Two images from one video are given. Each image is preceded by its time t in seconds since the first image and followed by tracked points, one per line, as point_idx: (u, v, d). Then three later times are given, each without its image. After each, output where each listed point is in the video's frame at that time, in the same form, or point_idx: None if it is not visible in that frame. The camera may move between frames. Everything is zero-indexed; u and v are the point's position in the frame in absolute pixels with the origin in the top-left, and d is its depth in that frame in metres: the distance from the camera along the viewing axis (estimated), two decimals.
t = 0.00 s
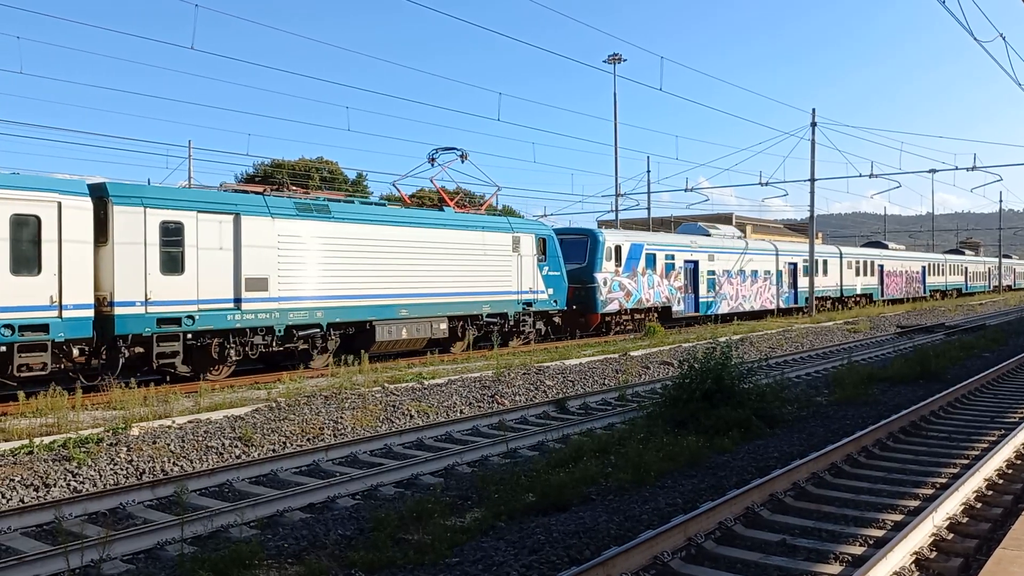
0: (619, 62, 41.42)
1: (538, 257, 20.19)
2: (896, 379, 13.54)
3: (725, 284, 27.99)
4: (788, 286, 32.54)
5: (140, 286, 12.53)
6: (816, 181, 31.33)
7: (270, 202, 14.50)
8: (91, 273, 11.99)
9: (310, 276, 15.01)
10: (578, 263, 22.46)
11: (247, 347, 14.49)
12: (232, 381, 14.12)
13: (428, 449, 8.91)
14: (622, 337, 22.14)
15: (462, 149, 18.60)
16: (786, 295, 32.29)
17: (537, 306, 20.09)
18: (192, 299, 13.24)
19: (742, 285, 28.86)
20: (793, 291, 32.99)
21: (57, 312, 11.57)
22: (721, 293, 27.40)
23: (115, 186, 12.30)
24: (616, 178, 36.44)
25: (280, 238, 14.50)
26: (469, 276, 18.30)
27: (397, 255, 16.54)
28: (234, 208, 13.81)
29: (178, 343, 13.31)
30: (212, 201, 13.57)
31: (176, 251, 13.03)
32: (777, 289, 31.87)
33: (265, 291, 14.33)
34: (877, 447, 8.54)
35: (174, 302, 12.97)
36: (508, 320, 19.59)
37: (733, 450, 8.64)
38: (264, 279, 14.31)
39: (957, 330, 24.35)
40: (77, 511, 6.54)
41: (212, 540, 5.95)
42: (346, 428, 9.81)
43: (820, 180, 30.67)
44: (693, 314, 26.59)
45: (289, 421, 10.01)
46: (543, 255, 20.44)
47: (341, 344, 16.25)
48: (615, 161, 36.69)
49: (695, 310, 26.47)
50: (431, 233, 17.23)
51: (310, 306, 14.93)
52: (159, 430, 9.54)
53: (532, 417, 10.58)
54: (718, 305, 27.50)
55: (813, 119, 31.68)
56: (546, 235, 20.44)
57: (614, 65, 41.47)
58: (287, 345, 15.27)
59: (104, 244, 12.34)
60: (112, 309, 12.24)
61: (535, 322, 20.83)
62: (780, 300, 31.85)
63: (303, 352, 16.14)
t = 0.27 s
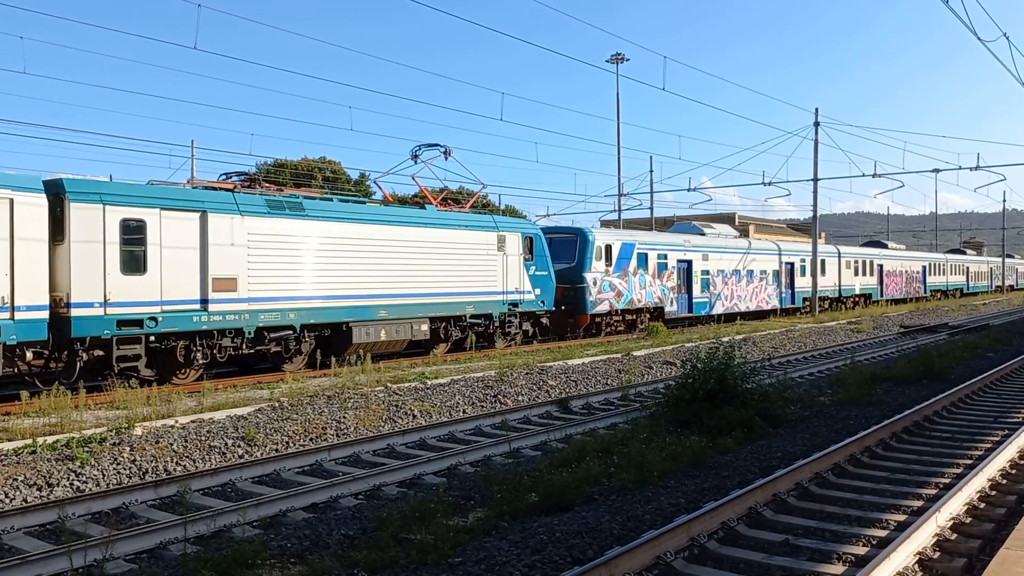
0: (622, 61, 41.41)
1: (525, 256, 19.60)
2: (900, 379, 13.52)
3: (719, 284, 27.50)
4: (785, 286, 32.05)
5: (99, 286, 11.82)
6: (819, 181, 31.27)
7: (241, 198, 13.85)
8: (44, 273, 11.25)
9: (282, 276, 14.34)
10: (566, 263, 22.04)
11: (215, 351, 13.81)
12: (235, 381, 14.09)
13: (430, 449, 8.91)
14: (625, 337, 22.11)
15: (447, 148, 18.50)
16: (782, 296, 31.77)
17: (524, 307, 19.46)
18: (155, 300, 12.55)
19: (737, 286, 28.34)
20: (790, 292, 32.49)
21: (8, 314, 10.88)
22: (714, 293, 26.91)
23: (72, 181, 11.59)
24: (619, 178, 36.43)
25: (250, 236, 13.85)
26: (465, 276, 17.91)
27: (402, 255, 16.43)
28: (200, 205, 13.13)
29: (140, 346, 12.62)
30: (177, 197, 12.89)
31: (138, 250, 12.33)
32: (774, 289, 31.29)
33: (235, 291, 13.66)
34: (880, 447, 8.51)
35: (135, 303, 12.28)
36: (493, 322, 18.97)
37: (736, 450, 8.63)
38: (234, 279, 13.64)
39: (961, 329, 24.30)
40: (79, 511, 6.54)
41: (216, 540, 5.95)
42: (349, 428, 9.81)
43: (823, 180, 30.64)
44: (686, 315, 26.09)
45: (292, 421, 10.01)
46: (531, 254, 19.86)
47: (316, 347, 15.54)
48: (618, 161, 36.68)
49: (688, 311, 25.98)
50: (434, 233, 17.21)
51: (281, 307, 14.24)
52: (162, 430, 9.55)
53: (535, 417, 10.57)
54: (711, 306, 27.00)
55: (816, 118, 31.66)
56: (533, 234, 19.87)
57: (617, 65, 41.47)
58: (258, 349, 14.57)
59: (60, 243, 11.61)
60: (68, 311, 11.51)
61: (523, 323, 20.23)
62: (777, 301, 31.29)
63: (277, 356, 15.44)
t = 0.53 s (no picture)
0: (624, 61, 41.39)
1: (511, 255, 19.06)
2: (903, 379, 13.49)
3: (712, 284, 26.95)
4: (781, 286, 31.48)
5: (54, 286, 11.36)
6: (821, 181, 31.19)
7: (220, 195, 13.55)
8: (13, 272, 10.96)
9: (251, 277, 13.85)
10: (554, 262, 21.55)
11: (181, 353, 13.35)
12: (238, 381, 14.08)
13: (433, 449, 8.91)
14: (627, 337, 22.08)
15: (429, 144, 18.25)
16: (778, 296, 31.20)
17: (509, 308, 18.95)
18: (115, 301, 12.09)
19: (732, 285, 27.76)
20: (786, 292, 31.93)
21: None
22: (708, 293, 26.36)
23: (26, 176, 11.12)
24: (621, 178, 36.44)
25: (217, 235, 13.36)
26: (451, 279, 17.47)
27: (406, 254, 16.44)
28: (164, 201, 12.65)
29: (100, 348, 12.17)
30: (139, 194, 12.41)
31: (97, 248, 11.86)
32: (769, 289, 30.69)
33: (202, 292, 13.18)
34: (883, 447, 8.50)
35: (94, 303, 11.81)
36: (477, 323, 18.45)
37: (739, 450, 8.61)
38: (200, 279, 13.14)
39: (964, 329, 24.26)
40: (83, 510, 6.55)
41: (219, 540, 5.96)
42: (351, 428, 9.81)
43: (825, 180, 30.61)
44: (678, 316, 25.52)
45: (294, 421, 10.00)
46: (517, 254, 19.32)
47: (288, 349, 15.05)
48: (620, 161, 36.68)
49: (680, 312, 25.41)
50: (437, 232, 17.20)
51: (249, 308, 13.76)
52: (164, 429, 9.55)
53: (537, 416, 10.57)
54: (705, 306, 26.42)
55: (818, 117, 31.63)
56: (519, 233, 19.31)
57: (619, 65, 41.47)
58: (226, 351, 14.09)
59: (13, 241, 11.13)
60: (20, 312, 11.05)
61: (508, 323, 19.65)
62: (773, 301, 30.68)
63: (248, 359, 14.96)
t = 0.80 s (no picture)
0: (626, 61, 41.40)
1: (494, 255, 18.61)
2: (905, 379, 13.48)
3: (706, 284, 26.44)
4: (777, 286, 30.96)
5: (5, 286, 10.96)
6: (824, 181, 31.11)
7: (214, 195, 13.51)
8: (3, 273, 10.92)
9: (216, 277, 13.42)
10: (542, 262, 21.13)
11: (142, 355, 12.94)
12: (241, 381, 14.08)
13: (435, 448, 8.92)
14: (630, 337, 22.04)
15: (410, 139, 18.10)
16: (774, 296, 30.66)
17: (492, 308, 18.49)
18: (71, 302, 11.68)
19: (726, 286, 27.27)
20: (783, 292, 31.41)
21: None
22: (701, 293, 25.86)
23: None
24: (624, 178, 36.43)
25: (219, 235, 13.40)
26: (438, 278, 17.14)
27: (407, 254, 16.48)
28: (123, 198, 12.23)
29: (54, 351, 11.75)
30: (97, 190, 12.00)
31: (52, 247, 11.46)
32: (765, 289, 30.20)
33: (164, 293, 12.76)
34: (886, 447, 8.49)
35: (48, 305, 11.41)
36: (458, 324, 17.97)
37: (741, 450, 8.61)
38: (162, 279, 12.73)
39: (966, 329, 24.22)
40: (86, 510, 6.57)
41: (221, 539, 5.97)
42: (354, 428, 9.81)
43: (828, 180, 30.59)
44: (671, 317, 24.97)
45: (297, 421, 10.01)
46: (501, 253, 18.85)
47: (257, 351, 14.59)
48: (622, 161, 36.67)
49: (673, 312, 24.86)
50: (440, 233, 17.21)
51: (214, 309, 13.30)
52: (167, 429, 9.55)
53: (540, 416, 10.57)
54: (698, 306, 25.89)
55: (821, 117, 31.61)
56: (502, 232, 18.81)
57: (622, 65, 41.48)
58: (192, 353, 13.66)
59: None
60: None
61: (492, 325, 19.17)
62: (768, 301, 30.19)
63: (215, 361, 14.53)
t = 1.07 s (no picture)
0: (629, 61, 41.41)
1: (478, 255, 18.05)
2: (908, 379, 13.46)
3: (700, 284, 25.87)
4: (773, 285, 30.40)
5: None
6: (826, 180, 31.05)
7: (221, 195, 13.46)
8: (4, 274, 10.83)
9: (181, 277, 12.82)
10: (529, 262, 20.65)
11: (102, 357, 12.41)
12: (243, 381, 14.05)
13: (437, 448, 8.92)
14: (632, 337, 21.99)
15: (388, 135, 18.08)
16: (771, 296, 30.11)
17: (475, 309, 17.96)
18: (23, 304, 11.09)
19: (720, 286, 26.81)
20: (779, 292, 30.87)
21: None
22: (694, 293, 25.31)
23: None
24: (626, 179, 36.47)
25: (222, 235, 13.34)
26: (422, 279, 16.65)
27: (411, 254, 16.44)
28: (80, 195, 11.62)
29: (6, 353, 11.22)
30: (52, 186, 11.39)
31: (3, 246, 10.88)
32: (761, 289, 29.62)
33: (124, 294, 12.15)
34: (889, 447, 8.48)
35: None
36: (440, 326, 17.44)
37: (744, 450, 8.60)
38: (122, 279, 12.11)
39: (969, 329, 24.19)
40: (89, 509, 6.58)
41: (223, 539, 5.97)
42: (356, 428, 9.82)
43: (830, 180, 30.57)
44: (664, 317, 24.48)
45: (299, 421, 10.00)
46: (485, 253, 18.30)
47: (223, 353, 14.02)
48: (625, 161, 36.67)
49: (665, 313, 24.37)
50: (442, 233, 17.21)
51: (178, 311, 12.74)
52: (170, 429, 9.55)
53: (543, 416, 10.58)
54: (691, 307, 25.37)
55: (823, 117, 31.60)
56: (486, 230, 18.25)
57: (624, 65, 41.49)
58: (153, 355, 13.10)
59: None
60: None
61: (476, 326, 18.69)
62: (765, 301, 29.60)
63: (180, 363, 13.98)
